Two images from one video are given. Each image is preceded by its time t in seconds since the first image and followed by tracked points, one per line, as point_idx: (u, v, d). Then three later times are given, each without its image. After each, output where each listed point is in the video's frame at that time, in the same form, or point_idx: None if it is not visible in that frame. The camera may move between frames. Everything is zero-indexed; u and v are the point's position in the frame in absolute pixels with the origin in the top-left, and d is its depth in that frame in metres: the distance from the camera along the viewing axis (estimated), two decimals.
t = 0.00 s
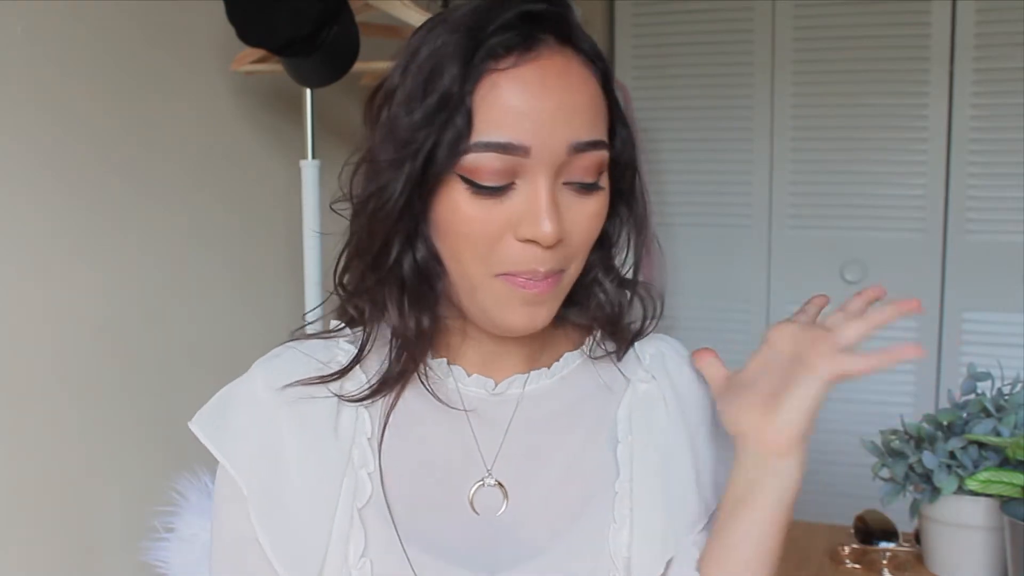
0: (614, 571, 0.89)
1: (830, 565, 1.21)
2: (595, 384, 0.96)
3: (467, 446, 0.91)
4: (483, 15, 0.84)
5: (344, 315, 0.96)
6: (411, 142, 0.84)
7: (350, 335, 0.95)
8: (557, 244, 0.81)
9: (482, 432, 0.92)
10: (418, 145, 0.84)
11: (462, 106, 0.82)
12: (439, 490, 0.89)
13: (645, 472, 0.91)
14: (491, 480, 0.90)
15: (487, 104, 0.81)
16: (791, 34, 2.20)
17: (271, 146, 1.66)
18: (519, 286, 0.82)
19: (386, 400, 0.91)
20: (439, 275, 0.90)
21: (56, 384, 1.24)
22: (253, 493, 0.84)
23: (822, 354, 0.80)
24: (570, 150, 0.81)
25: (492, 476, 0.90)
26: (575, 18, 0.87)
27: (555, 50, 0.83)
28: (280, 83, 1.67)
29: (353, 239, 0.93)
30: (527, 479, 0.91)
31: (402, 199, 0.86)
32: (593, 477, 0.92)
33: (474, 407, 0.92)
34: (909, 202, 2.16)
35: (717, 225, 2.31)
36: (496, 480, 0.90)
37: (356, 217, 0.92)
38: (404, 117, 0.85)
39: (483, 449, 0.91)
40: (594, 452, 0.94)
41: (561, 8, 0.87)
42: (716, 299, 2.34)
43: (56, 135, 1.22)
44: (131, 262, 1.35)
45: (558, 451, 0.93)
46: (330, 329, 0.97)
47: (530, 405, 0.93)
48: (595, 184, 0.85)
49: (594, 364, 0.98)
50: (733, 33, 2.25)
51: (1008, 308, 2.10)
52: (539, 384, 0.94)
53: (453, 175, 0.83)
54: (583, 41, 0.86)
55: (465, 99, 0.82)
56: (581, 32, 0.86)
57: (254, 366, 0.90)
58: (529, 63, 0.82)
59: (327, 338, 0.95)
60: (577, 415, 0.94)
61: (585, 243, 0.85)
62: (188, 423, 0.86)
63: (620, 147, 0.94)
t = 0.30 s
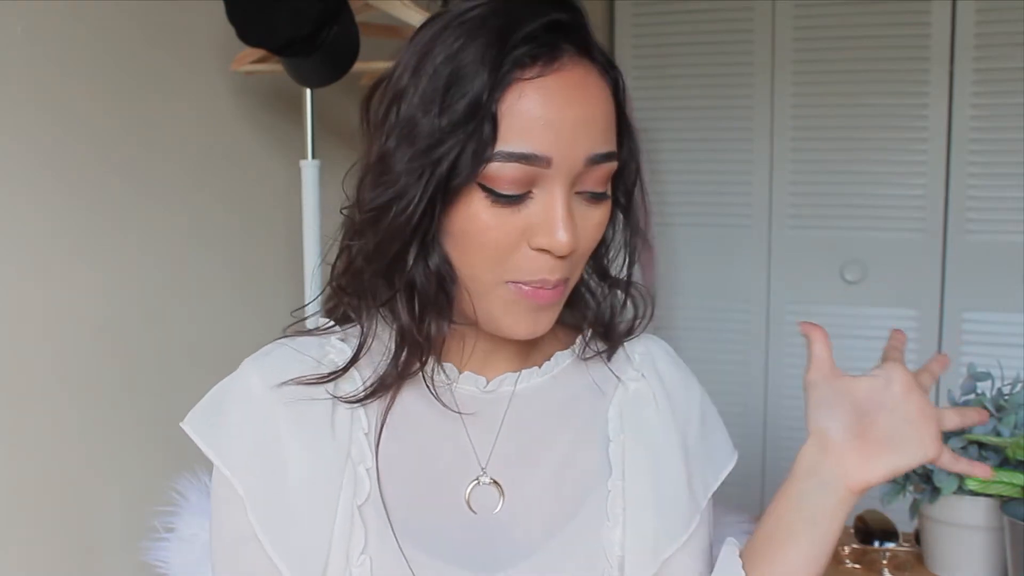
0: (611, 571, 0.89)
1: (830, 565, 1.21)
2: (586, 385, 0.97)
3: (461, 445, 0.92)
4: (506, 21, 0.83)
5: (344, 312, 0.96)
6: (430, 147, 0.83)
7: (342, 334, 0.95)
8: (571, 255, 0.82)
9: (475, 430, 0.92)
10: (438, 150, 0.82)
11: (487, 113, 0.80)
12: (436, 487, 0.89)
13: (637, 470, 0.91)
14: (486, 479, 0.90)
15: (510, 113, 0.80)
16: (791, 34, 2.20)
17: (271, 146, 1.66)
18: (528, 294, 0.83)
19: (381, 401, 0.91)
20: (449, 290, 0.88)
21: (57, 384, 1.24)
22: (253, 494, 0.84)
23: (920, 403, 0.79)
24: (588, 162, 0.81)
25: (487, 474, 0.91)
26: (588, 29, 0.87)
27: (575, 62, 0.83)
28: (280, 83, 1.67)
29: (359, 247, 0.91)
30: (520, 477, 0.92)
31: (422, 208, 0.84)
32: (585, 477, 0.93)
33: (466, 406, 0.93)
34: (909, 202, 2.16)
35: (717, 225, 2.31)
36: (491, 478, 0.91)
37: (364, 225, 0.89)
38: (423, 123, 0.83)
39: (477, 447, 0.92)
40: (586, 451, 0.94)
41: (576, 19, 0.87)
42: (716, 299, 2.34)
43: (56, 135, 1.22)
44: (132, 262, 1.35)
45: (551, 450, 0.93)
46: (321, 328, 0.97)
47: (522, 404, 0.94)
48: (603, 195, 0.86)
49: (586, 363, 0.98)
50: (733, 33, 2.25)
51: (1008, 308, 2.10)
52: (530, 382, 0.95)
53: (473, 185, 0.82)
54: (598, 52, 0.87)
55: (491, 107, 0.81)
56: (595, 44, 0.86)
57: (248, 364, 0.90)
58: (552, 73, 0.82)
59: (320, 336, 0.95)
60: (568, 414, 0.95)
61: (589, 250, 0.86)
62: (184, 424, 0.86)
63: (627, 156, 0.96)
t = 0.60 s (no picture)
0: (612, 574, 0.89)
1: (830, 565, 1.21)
2: (586, 388, 0.97)
3: (460, 450, 0.92)
4: (507, 17, 0.83)
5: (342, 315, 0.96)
6: (429, 144, 0.83)
7: (340, 337, 0.95)
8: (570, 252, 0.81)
9: (475, 436, 0.93)
10: (437, 147, 0.82)
11: (487, 109, 0.81)
12: (435, 492, 0.90)
13: (637, 473, 0.91)
14: (486, 484, 0.91)
15: (510, 110, 0.80)
16: (791, 35, 2.20)
17: (271, 146, 1.66)
18: (527, 293, 0.83)
19: (377, 406, 0.91)
20: (447, 289, 0.87)
21: (58, 384, 1.24)
22: (247, 499, 0.83)
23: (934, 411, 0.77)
24: (589, 160, 0.81)
25: (487, 480, 0.91)
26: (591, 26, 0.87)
27: (576, 59, 0.83)
28: (280, 83, 1.67)
29: (358, 244, 0.91)
30: (520, 482, 0.92)
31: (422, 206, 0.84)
32: (586, 481, 0.93)
33: (465, 409, 0.93)
34: (909, 202, 2.16)
35: (717, 226, 2.32)
36: (490, 484, 0.91)
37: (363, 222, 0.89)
38: (423, 119, 0.83)
39: (477, 452, 0.92)
40: (587, 455, 0.94)
41: (579, 16, 0.87)
42: (716, 299, 2.34)
43: (55, 135, 1.22)
44: (132, 263, 1.35)
45: (551, 454, 0.93)
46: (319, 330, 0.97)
47: (522, 408, 0.94)
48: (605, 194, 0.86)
49: (587, 367, 0.99)
50: (733, 34, 2.25)
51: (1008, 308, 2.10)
52: (530, 386, 0.95)
53: (472, 182, 0.82)
54: (599, 50, 0.87)
55: (491, 103, 0.81)
56: (596, 42, 0.87)
57: (243, 368, 0.89)
58: (553, 70, 0.82)
59: (317, 339, 0.95)
60: (568, 417, 0.95)
61: (591, 250, 0.85)
62: (179, 428, 0.86)
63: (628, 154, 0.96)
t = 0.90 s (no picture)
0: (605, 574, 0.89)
1: (831, 565, 1.22)
2: (574, 386, 0.97)
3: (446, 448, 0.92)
4: (463, 2, 0.84)
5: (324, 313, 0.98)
6: (385, 129, 0.85)
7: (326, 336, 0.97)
8: (527, 237, 0.81)
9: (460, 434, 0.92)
10: (391, 131, 0.84)
11: (438, 93, 0.82)
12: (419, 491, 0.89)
13: (628, 472, 0.91)
14: (470, 483, 0.90)
15: (462, 94, 0.81)
16: (791, 34, 2.20)
17: (271, 146, 1.66)
18: (487, 280, 0.82)
19: (360, 404, 0.92)
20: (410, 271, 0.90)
21: (58, 383, 1.24)
22: (229, 496, 0.85)
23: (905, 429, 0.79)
24: (544, 142, 0.81)
25: (472, 478, 0.91)
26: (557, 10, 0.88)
27: (535, 42, 0.84)
28: (280, 83, 1.67)
29: (329, 231, 0.93)
30: (511, 481, 0.91)
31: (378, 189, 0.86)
32: (577, 479, 0.92)
33: (449, 407, 0.93)
34: (909, 202, 2.16)
35: (717, 226, 2.32)
36: (475, 482, 0.90)
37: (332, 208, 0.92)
38: (380, 104, 0.85)
39: (462, 451, 0.92)
40: (578, 453, 0.94)
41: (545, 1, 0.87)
42: (716, 298, 2.34)
43: (55, 135, 1.22)
44: (132, 262, 1.35)
45: (539, 452, 0.93)
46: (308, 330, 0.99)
47: (509, 406, 0.94)
48: (571, 181, 0.85)
49: (572, 364, 0.98)
50: (733, 33, 2.25)
51: (1008, 308, 2.10)
52: (516, 384, 0.95)
53: (425, 166, 0.83)
54: (565, 35, 0.86)
55: (442, 87, 0.82)
56: (561, 26, 0.87)
57: (229, 368, 0.92)
58: (506, 52, 0.82)
59: (305, 339, 0.97)
60: (557, 415, 0.95)
61: (557, 238, 0.85)
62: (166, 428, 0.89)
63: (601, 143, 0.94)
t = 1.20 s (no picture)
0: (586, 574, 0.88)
1: (830, 565, 1.21)
2: (552, 386, 0.96)
3: (427, 450, 0.92)
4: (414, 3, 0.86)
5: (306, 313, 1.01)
6: (341, 130, 0.87)
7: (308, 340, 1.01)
8: (484, 235, 0.82)
9: (440, 435, 0.93)
10: (346, 133, 0.87)
11: (388, 94, 0.84)
12: (401, 494, 0.90)
13: (608, 471, 0.90)
14: (451, 483, 0.90)
15: (414, 94, 0.83)
16: (791, 34, 2.20)
17: (271, 146, 1.66)
18: (449, 279, 0.83)
19: (340, 404, 0.94)
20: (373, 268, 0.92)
21: (58, 384, 1.24)
22: (212, 502, 0.89)
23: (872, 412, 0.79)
24: (496, 140, 0.82)
25: (452, 479, 0.91)
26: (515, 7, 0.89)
27: (487, 39, 0.85)
28: (280, 83, 1.67)
29: (298, 232, 0.96)
30: (492, 482, 0.91)
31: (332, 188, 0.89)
32: (559, 480, 0.92)
33: (429, 407, 0.94)
34: (909, 202, 2.16)
35: (716, 226, 2.32)
36: (455, 483, 0.91)
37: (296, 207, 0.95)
38: (336, 105, 0.88)
39: (442, 452, 0.92)
40: (560, 454, 0.93)
41: None
42: (716, 298, 2.34)
43: (55, 135, 1.22)
44: (132, 263, 1.35)
45: (519, 453, 0.93)
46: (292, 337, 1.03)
47: (489, 406, 0.94)
48: (531, 178, 0.86)
49: (549, 365, 0.97)
50: (732, 34, 2.25)
51: (1008, 308, 2.10)
52: (495, 384, 0.95)
53: (381, 167, 0.85)
54: (522, 32, 0.87)
55: (392, 88, 0.84)
56: (520, 23, 0.87)
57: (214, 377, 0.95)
58: (456, 52, 0.83)
59: (286, 346, 1.00)
60: (536, 416, 0.94)
61: (522, 236, 0.85)
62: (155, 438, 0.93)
63: (566, 142, 0.93)
